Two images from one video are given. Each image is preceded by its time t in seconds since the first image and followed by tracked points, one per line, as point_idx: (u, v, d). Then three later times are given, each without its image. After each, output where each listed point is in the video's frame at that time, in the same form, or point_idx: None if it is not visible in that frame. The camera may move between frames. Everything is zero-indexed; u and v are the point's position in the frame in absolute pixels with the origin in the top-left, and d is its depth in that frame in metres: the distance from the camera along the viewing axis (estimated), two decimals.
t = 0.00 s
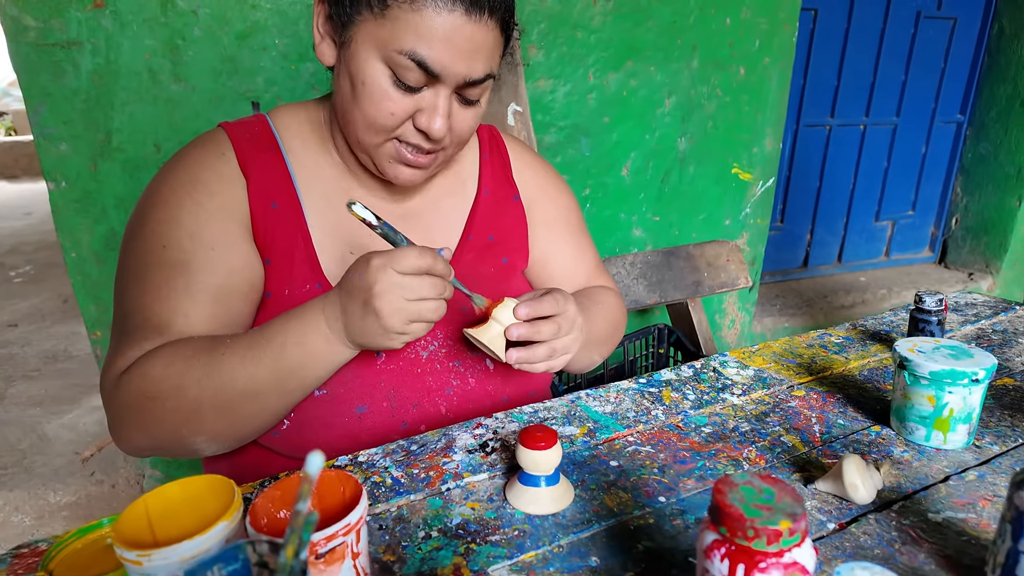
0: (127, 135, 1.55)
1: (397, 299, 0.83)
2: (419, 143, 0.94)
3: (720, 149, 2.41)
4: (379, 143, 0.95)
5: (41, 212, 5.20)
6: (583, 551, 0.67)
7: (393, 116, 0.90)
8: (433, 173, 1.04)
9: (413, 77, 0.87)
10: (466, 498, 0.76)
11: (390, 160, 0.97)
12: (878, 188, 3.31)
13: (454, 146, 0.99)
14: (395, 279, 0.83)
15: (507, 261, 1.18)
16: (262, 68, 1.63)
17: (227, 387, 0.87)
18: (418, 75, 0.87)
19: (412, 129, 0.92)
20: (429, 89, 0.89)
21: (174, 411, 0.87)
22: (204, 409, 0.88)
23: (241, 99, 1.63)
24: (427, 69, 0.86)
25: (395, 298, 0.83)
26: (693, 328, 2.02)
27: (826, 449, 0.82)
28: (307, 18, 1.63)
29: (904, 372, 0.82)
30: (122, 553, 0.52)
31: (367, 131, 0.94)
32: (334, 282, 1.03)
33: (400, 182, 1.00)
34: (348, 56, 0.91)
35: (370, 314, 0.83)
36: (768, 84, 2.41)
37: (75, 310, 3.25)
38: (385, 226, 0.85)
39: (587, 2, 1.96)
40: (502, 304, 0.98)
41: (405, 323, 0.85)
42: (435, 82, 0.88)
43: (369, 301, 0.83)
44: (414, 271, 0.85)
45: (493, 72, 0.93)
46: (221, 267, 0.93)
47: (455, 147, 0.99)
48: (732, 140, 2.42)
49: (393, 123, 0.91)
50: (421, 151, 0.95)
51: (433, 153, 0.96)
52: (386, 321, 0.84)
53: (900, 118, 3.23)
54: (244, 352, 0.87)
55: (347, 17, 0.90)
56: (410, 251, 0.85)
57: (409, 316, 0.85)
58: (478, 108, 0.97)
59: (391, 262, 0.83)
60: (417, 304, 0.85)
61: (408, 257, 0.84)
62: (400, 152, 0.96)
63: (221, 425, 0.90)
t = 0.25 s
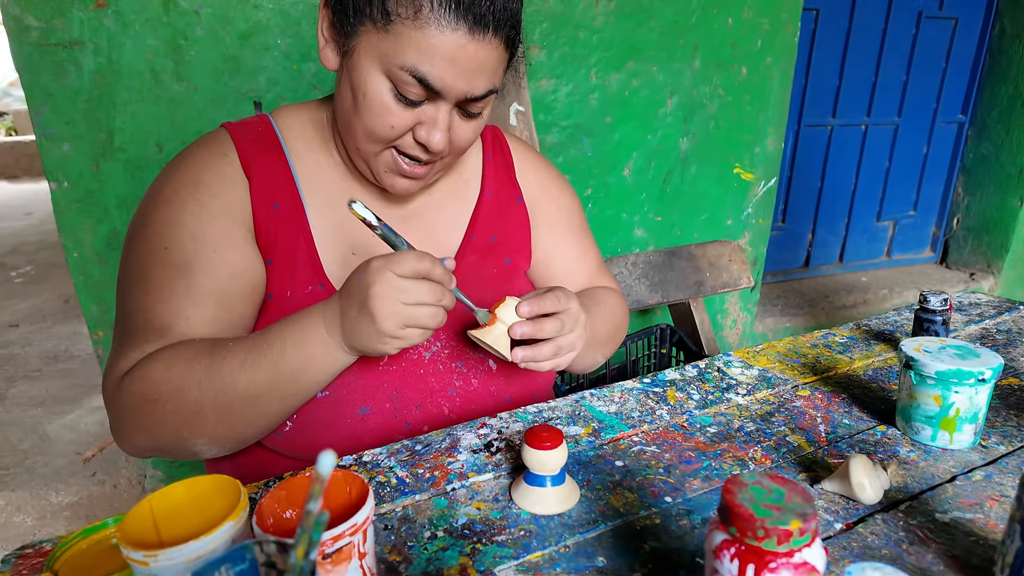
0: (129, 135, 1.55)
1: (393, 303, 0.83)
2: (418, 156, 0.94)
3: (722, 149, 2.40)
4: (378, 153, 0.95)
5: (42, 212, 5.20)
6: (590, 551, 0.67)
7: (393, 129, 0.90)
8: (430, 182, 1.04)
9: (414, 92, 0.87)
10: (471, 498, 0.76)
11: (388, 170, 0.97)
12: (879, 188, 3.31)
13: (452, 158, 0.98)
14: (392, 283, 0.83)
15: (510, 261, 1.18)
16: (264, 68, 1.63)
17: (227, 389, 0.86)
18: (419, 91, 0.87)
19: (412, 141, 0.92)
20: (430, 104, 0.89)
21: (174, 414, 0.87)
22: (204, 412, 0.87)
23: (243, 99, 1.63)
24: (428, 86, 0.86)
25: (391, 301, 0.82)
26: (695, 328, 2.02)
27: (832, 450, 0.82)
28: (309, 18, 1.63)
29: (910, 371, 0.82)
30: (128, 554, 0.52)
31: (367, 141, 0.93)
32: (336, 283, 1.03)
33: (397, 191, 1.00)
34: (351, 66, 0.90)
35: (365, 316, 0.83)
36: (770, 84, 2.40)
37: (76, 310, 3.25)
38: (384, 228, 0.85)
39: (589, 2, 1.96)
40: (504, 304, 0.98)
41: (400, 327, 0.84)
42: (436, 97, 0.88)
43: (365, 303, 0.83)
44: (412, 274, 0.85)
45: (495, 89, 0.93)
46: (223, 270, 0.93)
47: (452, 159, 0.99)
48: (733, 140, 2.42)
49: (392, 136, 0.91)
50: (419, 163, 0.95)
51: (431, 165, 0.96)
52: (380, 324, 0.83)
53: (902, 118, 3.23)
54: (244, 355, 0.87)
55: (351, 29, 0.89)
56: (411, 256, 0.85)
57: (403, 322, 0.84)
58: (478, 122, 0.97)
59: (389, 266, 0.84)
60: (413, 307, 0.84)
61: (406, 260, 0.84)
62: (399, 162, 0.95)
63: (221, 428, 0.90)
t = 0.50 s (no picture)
0: (130, 135, 1.55)
1: (393, 303, 0.82)
2: (417, 161, 0.94)
3: (723, 149, 2.40)
4: (379, 158, 0.95)
5: (42, 212, 5.20)
6: (592, 550, 0.67)
7: (392, 135, 0.90)
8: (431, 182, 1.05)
9: (413, 101, 0.87)
10: (473, 497, 0.76)
11: (389, 173, 0.97)
12: (880, 188, 3.31)
13: (452, 161, 0.99)
14: (394, 282, 0.83)
15: (511, 260, 1.18)
16: (265, 67, 1.62)
17: (227, 391, 0.86)
18: (418, 100, 0.87)
19: (411, 147, 0.92)
20: (429, 112, 0.89)
21: (174, 416, 0.87)
22: (204, 413, 0.87)
23: (244, 99, 1.62)
24: (427, 96, 0.86)
25: (391, 300, 0.82)
26: (695, 327, 2.01)
27: (834, 449, 0.82)
28: (310, 17, 1.62)
29: (912, 370, 0.82)
30: (129, 553, 0.52)
31: (367, 146, 0.94)
32: (337, 283, 1.03)
33: (399, 191, 1.01)
34: (350, 74, 0.90)
35: (365, 315, 0.83)
36: (771, 84, 2.40)
37: (76, 309, 3.25)
38: (389, 227, 0.84)
39: (590, 1, 1.96)
40: (501, 305, 0.99)
41: (400, 327, 0.84)
42: (435, 106, 0.88)
43: (366, 301, 0.82)
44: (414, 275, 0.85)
45: (495, 97, 0.93)
46: (224, 271, 0.93)
47: (453, 163, 1.00)
48: (734, 140, 2.41)
49: (392, 142, 0.91)
50: (419, 168, 0.95)
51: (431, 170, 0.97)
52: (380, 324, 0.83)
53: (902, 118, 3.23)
54: (244, 356, 0.87)
55: (350, 37, 0.89)
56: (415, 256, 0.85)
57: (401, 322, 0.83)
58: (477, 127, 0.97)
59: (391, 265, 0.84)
60: (413, 308, 0.84)
61: (411, 260, 0.84)
62: (398, 166, 0.96)
63: (221, 430, 0.90)
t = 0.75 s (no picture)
0: (129, 135, 1.55)
1: (381, 290, 0.82)
2: (415, 160, 0.94)
3: (722, 149, 2.40)
4: (377, 157, 0.95)
5: (42, 212, 5.19)
6: (590, 549, 0.67)
7: (389, 135, 0.91)
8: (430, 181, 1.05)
9: (409, 101, 0.87)
10: (471, 496, 0.76)
11: (387, 172, 0.98)
12: (880, 188, 3.31)
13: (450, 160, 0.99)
14: (382, 270, 0.83)
15: (510, 260, 1.18)
16: (265, 68, 1.63)
17: (225, 391, 0.86)
18: (414, 100, 0.87)
19: (408, 146, 0.93)
20: (426, 112, 0.89)
21: (173, 415, 0.87)
22: (202, 413, 0.87)
23: (243, 99, 1.63)
24: (424, 96, 0.86)
25: (378, 288, 0.82)
26: (695, 327, 2.01)
27: (832, 448, 0.82)
28: (309, 17, 1.62)
29: (911, 370, 0.82)
30: (128, 552, 0.52)
31: (365, 146, 0.94)
32: (336, 283, 1.03)
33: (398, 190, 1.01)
34: (347, 74, 0.90)
35: (353, 304, 0.83)
36: (770, 84, 2.40)
37: (77, 310, 3.25)
38: (379, 218, 0.87)
39: (590, 1, 1.96)
40: (504, 302, 0.98)
41: (388, 316, 0.84)
42: (432, 106, 0.88)
43: (354, 290, 0.83)
44: (402, 263, 0.85)
45: (492, 96, 0.93)
46: (223, 271, 0.93)
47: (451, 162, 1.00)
48: (734, 140, 2.41)
49: (389, 142, 0.91)
50: (417, 167, 0.96)
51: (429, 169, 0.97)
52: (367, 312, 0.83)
53: (903, 118, 3.23)
54: (242, 355, 0.87)
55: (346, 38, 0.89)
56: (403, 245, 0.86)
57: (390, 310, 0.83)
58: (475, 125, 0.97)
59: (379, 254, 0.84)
60: (401, 297, 0.84)
61: (398, 248, 0.85)
62: (397, 166, 0.96)
63: (219, 430, 0.90)
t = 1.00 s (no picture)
0: (129, 135, 1.55)
1: (375, 286, 0.82)
2: (415, 152, 0.94)
3: (722, 149, 2.40)
4: (377, 151, 0.95)
5: (42, 212, 5.19)
6: (589, 550, 0.67)
7: (389, 127, 0.91)
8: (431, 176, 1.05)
9: (408, 91, 0.87)
10: (470, 497, 0.76)
11: (388, 166, 0.98)
12: (880, 188, 3.31)
13: (451, 152, 0.99)
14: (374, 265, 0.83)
15: (510, 260, 1.18)
16: (264, 68, 1.62)
17: (223, 391, 0.86)
18: (413, 89, 0.87)
19: (408, 138, 0.93)
20: (424, 102, 0.89)
21: (171, 415, 0.87)
22: (200, 413, 0.87)
23: (243, 99, 1.62)
24: (422, 83, 0.86)
25: (373, 285, 0.82)
26: (695, 328, 2.01)
27: (832, 449, 0.82)
28: (309, 17, 1.62)
29: (910, 371, 0.82)
30: (126, 554, 0.52)
31: (364, 140, 0.94)
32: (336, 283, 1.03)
33: (399, 185, 1.01)
34: (345, 66, 0.90)
35: (351, 302, 0.83)
36: (770, 84, 2.40)
37: (76, 310, 3.25)
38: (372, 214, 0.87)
39: (589, 1, 1.96)
40: (507, 301, 0.98)
41: (386, 311, 0.84)
42: (430, 95, 0.88)
43: (351, 288, 0.83)
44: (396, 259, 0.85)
45: (491, 84, 0.93)
46: (222, 271, 0.93)
47: (451, 155, 1.00)
48: (733, 140, 2.41)
49: (389, 134, 0.91)
50: (417, 159, 0.96)
51: (430, 161, 0.97)
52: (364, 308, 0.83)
53: (902, 118, 3.23)
54: (240, 355, 0.87)
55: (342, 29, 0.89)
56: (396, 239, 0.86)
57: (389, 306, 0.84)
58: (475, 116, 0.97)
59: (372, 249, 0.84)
60: (399, 292, 0.84)
61: (390, 243, 0.85)
62: (397, 158, 0.96)
63: (218, 430, 0.90)
